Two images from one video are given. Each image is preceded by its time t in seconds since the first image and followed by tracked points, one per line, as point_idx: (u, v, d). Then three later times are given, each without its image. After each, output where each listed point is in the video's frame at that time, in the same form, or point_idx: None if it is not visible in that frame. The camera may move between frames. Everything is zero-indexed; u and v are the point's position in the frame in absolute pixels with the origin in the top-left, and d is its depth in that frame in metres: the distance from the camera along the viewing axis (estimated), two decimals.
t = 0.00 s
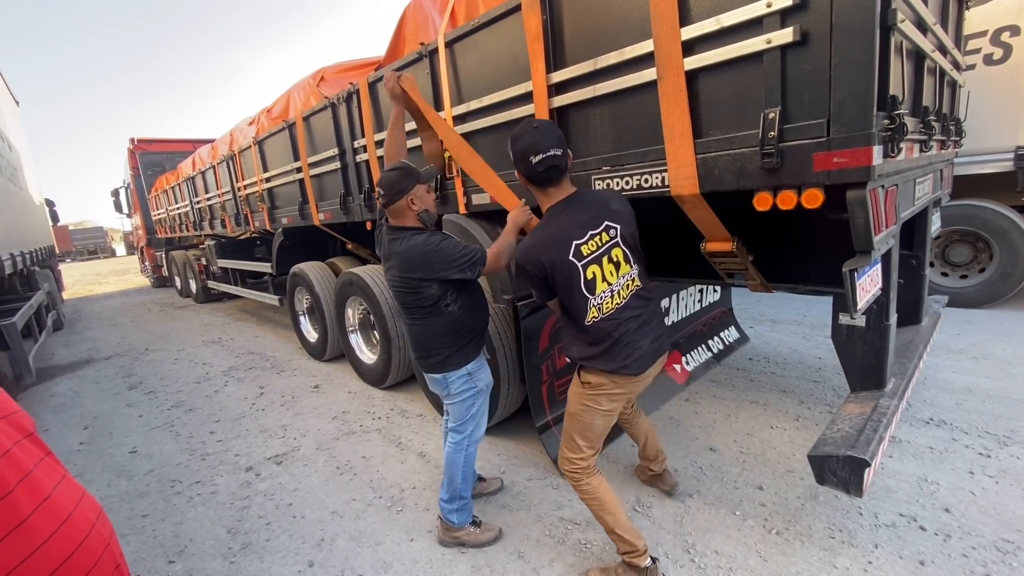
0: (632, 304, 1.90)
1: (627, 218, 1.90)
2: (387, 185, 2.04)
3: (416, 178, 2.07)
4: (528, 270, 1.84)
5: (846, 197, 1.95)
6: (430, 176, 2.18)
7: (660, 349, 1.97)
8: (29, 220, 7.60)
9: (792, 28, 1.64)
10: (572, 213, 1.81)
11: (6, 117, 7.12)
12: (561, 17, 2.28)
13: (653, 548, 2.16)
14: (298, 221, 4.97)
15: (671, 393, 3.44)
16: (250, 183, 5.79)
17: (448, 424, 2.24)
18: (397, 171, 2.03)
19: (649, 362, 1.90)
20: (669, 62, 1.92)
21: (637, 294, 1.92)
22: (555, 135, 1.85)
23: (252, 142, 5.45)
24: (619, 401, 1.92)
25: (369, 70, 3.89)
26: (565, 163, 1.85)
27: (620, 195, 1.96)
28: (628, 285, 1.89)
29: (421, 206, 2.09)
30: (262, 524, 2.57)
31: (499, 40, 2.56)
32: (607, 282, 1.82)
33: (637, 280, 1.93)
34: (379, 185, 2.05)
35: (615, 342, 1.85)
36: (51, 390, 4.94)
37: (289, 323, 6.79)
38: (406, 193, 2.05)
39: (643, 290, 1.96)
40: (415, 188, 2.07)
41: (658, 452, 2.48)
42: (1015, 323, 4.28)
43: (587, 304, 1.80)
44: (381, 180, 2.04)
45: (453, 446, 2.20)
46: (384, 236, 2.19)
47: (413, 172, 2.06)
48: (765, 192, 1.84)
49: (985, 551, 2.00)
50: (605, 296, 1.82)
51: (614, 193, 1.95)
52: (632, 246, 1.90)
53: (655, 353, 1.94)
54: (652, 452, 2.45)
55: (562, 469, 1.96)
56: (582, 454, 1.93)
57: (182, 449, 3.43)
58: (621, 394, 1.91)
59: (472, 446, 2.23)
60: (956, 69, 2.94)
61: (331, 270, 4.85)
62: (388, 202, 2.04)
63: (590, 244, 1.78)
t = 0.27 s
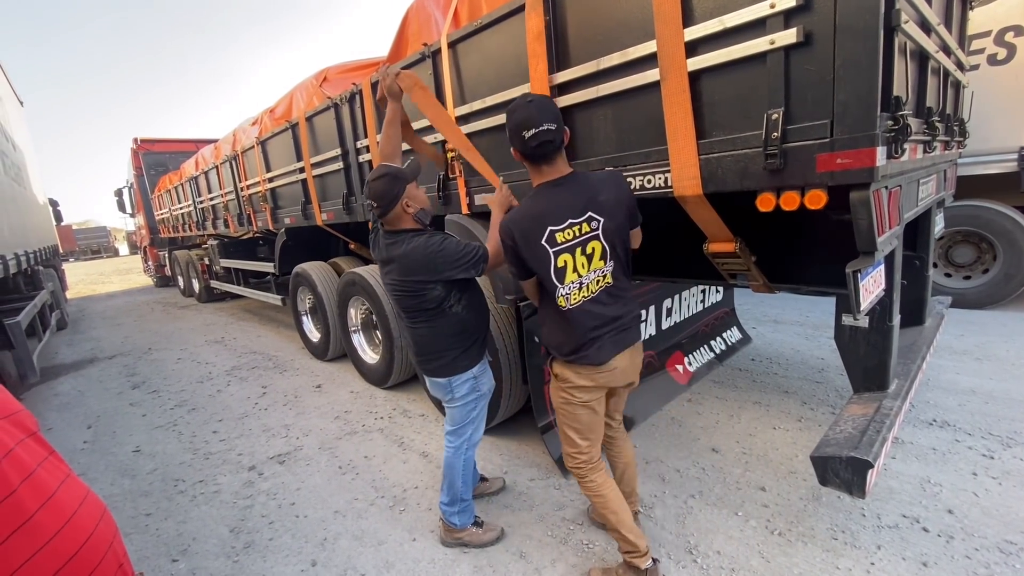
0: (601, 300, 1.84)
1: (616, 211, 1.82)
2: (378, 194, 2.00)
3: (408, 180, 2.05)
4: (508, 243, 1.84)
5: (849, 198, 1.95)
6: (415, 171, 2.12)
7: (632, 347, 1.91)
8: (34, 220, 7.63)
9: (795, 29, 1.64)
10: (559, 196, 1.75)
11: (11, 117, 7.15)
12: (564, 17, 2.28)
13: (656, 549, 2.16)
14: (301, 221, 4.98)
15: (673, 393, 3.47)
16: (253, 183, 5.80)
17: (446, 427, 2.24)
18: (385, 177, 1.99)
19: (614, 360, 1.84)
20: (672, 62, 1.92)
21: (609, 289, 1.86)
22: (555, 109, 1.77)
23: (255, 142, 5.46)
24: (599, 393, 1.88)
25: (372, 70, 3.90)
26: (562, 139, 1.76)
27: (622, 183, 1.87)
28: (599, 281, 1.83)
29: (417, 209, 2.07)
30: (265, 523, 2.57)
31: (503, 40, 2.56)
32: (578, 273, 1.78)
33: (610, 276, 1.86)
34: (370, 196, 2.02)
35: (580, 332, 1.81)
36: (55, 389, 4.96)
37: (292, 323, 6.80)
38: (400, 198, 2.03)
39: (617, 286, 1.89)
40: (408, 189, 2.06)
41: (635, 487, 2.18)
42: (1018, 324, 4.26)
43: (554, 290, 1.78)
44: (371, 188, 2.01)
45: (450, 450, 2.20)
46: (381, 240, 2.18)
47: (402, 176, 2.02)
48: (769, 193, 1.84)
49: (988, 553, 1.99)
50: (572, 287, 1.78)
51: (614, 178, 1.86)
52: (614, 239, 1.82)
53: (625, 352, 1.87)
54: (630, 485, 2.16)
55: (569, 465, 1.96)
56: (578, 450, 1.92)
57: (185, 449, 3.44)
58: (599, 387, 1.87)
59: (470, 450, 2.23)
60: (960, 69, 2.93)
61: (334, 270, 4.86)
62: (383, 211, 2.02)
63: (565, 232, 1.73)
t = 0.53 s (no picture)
0: (576, 301, 1.86)
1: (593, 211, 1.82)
2: (369, 198, 2.00)
3: (401, 183, 2.05)
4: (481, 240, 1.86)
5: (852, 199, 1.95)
6: (408, 175, 2.13)
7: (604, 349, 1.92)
8: (36, 219, 7.65)
9: (797, 29, 1.63)
10: (536, 196, 1.75)
11: (14, 117, 7.16)
12: (566, 17, 2.28)
13: (657, 550, 2.16)
14: (302, 220, 4.98)
15: (674, 394, 3.48)
16: (255, 182, 5.81)
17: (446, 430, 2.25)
18: (376, 181, 1.99)
19: (582, 362, 1.86)
20: (674, 63, 1.92)
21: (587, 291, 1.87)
22: (534, 109, 1.75)
23: (257, 141, 5.47)
24: (559, 394, 1.91)
25: (374, 70, 3.90)
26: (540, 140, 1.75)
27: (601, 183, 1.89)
28: (578, 282, 1.84)
29: (409, 213, 2.07)
30: (266, 523, 2.57)
31: (504, 41, 2.56)
32: (551, 274, 1.79)
33: (590, 278, 1.88)
34: (361, 199, 2.02)
35: (548, 331, 1.85)
36: (57, 388, 4.97)
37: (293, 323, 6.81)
38: (393, 202, 2.02)
39: (595, 287, 1.91)
40: (400, 193, 2.06)
41: (630, 491, 2.14)
42: (1021, 325, 4.25)
43: (524, 287, 1.83)
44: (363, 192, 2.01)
45: (450, 453, 2.20)
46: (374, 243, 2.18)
47: (393, 180, 2.02)
48: (770, 194, 1.84)
49: (990, 555, 1.99)
50: (544, 286, 1.81)
51: (593, 177, 1.87)
52: (591, 240, 1.83)
53: (594, 355, 1.88)
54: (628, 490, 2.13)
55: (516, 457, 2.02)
56: (533, 444, 1.97)
57: (187, 448, 3.44)
58: (558, 388, 1.89)
59: (470, 453, 2.23)
60: (963, 70, 2.92)
61: (335, 270, 4.86)
62: (374, 215, 2.02)
63: (539, 233, 1.75)
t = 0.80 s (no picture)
0: (545, 306, 1.85)
1: (560, 214, 1.81)
2: (367, 195, 2.00)
3: (400, 185, 2.06)
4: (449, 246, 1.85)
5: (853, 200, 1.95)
6: (410, 181, 2.14)
7: (576, 354, 1.90)
8: (37, 219, 7.65)
9: (798, 30, 1.63)
10: (500, 200, 1.73)
11: (14, 117, 7.16)
12: (567, 18, 2.28)
13: (657, 551, 2.16)
14: (302, 221, 4.99)
15: (673, 394, 3.50)
16: (256, 183, 5.81)
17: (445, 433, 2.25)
18: (375, 182, 1.99)
19: (552, 367, 1.85)
20: (675, 64, 1.92)
21: (557, 295, 1.87)
22: (494, 111, 1.74)
23: (258, 142, 5.47)
24: (532, 401, 1.90)
25: (374, 71, 3.91)
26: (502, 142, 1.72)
27: (569, 180, 1.88)
28: (547, 287, 1.84)
29: (405, 216, 2.05)
30: (266, 523, 2.57)
31: (504, 41, 2.56)
32: (519, 280, 1.78)
33: (560, 281, 1.87)
34: (360, 195, 2.02)
35: (517, 335, 1.88)
36: (58, 388, 4.97)
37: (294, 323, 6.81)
38: (391, 202, 2.02)
39: (567, 290, 1.90)
40: (398, 195, 2.05)
41: (626, 497, 2.14)
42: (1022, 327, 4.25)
43: (494, 295, 1.83)
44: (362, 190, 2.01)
45: (450, 456, 2.21)
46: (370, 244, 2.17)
47: (394, 181, 2.03)
48: (771, 195, 1.84)
49: (992, 556, 1.98)
50: (512, 292, 1.80)
51: (561, 176, 1.86)
52: (558, 243, 1.82)
53: (564, 360, 1.87)
54: (618, 496, 2.12)
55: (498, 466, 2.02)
56: (512, 451, 1.97)
57: (187, 448, 3.44)
58: (529, 394, 1.89)
59: (470, 455, 2.23)
60: (964, 71, 2.92)
61: (335, 270, 4.86)
62: (370, 212, 2.02)
63: (504, 239, 1.73)
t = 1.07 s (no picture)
0: (528, 307, 1.84)
1: (542, 214, 1.80)
2: (366, 198, 1.98)
3: (399, 185, 2.04)
4: (432, 249, 1.87)
5: (854, 201, 1.95)
6: (408, 179, 2.13)
7: (559, 358, 1.86)
8: (37, 219, 7.65)
9: (800, 31, 1.64)
10: (479, 201, 1.75)
11: (14, 117, 7.16)
12: (568, 19, 2.29)
13: (658, 551, 2.16)
14: (303, 221, 4.98)
15: (674, 395, 3.49)
16: (256, 183, 5.81)
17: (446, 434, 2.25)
18: (373, 182, 1.98)
19: (534, 369, 1.84)
20: (676, 65, 1.92)
21: (541, 296, 1.85)
22: (470, 111, 1.76)
23: (258, 142, 5.47)
24: (520, 403, 1.90)
25: (375, 72, 3.91)
26: (478, 141, 1.73)
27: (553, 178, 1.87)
28: (530, 288, 1.83)
29: (404, 215, 2.06)
30: (266, 523, 2.57)
31: (505, 42, 2.57)
32: (501, 281, 1.78)
33: (544, 282, 1.85)
34: (358, 198, 2.00)
35: (502, 336, 1.88)
36: (58, 388, 4.97)
37: (294, 323, 6.81)
38: (389, 203, 2.01)
39: (551, 291, 1.88)
40: (398, 194, 2.04)
41: (615, 510, 2.05)
42: (1022, 328, 4.25)
43: (475, 297, 1.83)
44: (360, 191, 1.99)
45: (451, 457, 2.21)
46: (370, 244, 2.16)
47: (391, 181, 2.01)
48: (773, 196, 1.84)
49: (992, 557, 1.98)
50: (494, 294, 1.81)
51: (542, 175, 1.86)
52: (541, 244, 1.80)
53: (547, 362, 1.84)
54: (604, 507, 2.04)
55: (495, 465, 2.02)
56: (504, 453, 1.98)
57: (187, 448, 3.44)
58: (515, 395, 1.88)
59: (471, 456, 2.23)
60: (965, 72, 2.92)
61: (335, 270, 4.86)
62: (370, 214, 2.02)
63: (484, 240, 1.74)
